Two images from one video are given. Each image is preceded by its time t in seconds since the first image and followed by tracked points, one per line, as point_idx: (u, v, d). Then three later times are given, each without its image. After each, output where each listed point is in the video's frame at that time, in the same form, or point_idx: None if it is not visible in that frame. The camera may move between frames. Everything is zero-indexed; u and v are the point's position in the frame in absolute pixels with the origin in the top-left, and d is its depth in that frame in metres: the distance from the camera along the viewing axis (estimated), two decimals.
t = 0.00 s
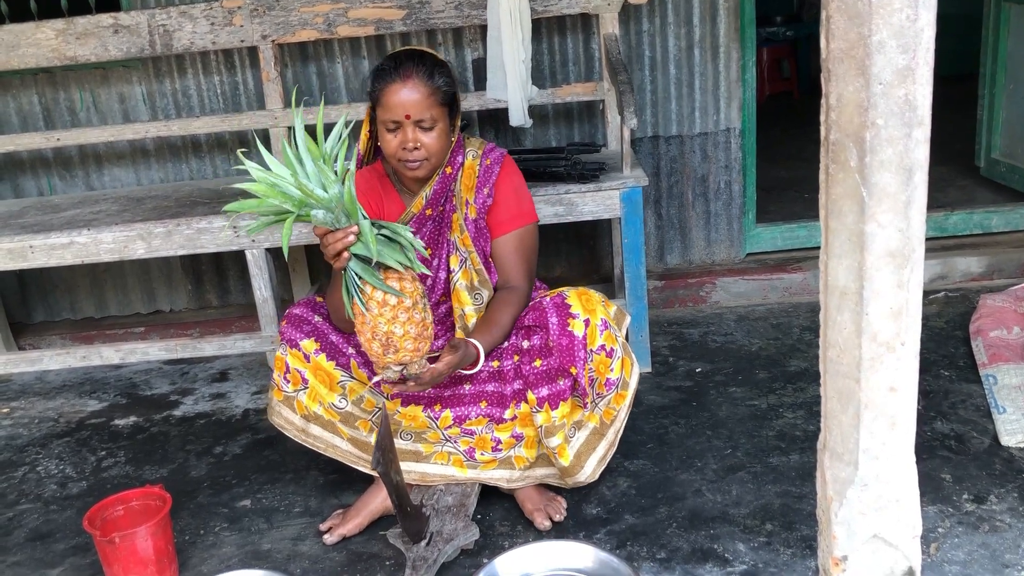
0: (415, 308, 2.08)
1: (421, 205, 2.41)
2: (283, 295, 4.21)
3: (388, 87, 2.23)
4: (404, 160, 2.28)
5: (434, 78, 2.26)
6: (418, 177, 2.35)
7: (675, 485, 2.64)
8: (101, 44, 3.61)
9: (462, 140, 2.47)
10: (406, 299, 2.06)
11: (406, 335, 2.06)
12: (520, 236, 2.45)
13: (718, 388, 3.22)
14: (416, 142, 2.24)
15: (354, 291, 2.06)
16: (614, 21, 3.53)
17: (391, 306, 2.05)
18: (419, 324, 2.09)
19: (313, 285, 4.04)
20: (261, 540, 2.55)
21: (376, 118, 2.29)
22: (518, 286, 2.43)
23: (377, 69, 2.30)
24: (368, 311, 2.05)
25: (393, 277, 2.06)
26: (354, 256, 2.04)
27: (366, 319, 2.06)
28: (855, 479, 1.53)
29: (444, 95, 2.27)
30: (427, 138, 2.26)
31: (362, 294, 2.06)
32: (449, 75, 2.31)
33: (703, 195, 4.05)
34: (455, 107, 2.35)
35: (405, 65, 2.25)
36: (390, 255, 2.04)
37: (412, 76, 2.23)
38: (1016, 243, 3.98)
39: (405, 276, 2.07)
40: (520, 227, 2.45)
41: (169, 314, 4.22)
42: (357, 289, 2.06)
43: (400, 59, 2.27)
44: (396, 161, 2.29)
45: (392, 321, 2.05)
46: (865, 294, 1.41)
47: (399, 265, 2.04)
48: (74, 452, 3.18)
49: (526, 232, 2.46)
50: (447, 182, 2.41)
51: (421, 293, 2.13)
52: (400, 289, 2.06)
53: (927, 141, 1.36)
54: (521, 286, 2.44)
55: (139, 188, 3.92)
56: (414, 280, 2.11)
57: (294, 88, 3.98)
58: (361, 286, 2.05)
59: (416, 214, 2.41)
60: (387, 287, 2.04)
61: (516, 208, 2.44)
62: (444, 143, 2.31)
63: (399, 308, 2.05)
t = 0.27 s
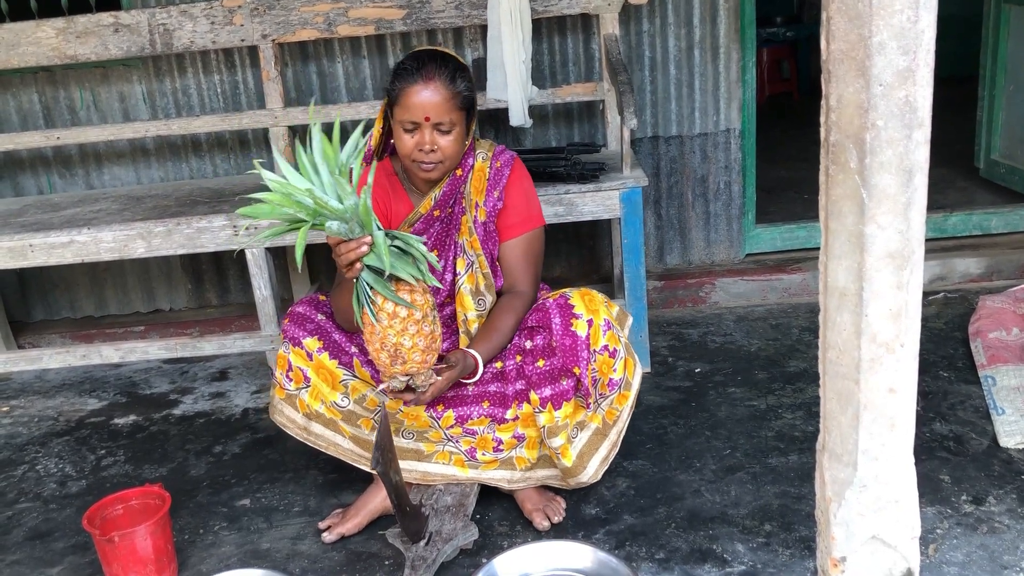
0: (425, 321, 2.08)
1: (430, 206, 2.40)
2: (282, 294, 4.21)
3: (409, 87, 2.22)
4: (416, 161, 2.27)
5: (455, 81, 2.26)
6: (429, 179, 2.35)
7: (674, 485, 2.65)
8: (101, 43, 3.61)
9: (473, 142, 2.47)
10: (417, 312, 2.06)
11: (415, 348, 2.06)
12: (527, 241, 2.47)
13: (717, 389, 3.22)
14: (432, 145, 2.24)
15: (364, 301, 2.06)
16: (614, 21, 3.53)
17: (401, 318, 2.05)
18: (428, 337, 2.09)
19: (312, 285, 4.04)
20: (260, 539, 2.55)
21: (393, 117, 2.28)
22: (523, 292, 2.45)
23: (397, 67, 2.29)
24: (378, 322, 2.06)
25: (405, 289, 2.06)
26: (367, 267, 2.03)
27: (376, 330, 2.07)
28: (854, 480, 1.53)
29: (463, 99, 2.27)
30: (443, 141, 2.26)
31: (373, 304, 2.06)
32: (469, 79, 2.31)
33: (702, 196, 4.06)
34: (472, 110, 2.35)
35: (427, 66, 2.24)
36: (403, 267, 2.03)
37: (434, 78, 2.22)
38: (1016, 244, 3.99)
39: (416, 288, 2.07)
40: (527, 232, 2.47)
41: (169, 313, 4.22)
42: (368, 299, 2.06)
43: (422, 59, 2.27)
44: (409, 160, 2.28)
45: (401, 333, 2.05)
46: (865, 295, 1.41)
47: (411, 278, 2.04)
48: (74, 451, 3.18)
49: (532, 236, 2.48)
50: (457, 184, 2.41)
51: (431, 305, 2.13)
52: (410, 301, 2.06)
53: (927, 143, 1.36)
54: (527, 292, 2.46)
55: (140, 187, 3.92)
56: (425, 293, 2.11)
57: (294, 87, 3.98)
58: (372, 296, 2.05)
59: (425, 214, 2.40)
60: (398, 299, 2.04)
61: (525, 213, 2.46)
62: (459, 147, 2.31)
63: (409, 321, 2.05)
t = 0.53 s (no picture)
0: (424, 332, 2.09)
1: (430, 209, 2.41)
2: (279, 297, 4.21)
3: (420, 91, 2.22)
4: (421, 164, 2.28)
5: (466, 88, 2.26)
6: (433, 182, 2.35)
7: (670, 489, 2.64)
8: (98, 45, 3.60)
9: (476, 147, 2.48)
10: (417, 323, 2.07)
11: (412, 358, 2.07)
12: (527, 246, 2.46)
13: (714, 392, 3.22)
14: (438, 150, 2.24)
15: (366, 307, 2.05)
16: (611, 24, 3.53)
17: (401, 328, 2.05)
18: (426, 347, 2.10)
19: (309, 288, 4.04)
20: (256, 543, 2.55)
21: (401, 118, 2.28)
22: (520, 298, 2.45)
23: (409, 69, 2.29)
24: (378, 329, 2.05)
25: (407, 299, 2.06)
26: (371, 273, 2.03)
27: (375, 336, 2.06)
28: (849, 486, 1.53)
29: (473, 106, 2.27)
30: (451, 146, 2.26)
31: (373, 310, 2.05)
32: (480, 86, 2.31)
33: (699, 199, 4.06)
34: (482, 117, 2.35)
35: (439, 71, 2.24)
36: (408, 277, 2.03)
37: (446, 83, 2.22)
38: (1012, 248, 3.99)
39: (418, 299, 2.07)
40: (528, 237, 2.45)
41: (165, 316, 4.21)
42: (369, 305, 2.06)
43: (434, 63, 2.27)
44: (413, 162, 2.28)
45: (400, 342, 2.05)
46: (860, 302, 1.41)
47: (415, 289, 2.04)
48: (69, 454, 3.18)
49: (533, 241, 2.47)
50: (458, 188, 2.42)
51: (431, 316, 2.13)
52: (412, 311, 2.06)
53: (921, 150, 1.36)
54: (524, 298, 2.45)
55: (136, 189, 3.91)
56: (427, 304, 2.11)
57: (291, 90, 3.98)
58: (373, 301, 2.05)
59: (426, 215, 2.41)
60: (400, 308, 2.04)
61: (526, 218, 2.45)
62: (465, 153, 2.31)
63: (409, 330, 2.05)
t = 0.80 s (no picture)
0: (427, 340, 2.09)
1: (431, 213, 2.44)
2: (279, 298, 4.21)
3: (425, 95, 2.22)
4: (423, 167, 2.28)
5: (471, 93, 2.26)
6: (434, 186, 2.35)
7: (670, 490, 2.65)
8: (98, 48, 3.61)
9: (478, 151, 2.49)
10: (421, 332, 2.07)
11: (414, 366, 2.07)
12: (527, 249, 2.45)
13: (714, 393, 3.22)
14: (442, 154, 2.25)
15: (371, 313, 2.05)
16: (611, 26, 3.53)
17: (405, 336, 2.04)
18: (428, 356, 2.11)
19: (309, 289, 4.04)
20: (256, 545, 2.55)
21: (405, 122, 2.28)
22: (519, 302, 2.45)
23: (414, 72, 2.30)
24: (381, 336, 2.05)
25: (411, 307, 2.06)
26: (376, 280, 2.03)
27: (378, 343, 2.06)
28: (849, 486, 1.53)
29: (477, 112, 2.28)
30: (454, 150, 2.27)
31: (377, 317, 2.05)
32: (485, 91, 2.32)
33: (699, 200, 4.06)
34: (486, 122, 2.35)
35: (444, 75, 2.25)
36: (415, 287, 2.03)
37: (450, 88, 2.23)
38: (1012, 249, 3.99)
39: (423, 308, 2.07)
40: (529, 241, 2.45)
41: (165, 318, 4.22)
42: (374, 312, 2.05)
43: (439, 68, 2.27)
44: (416, 165, 2.29)
45: (403, 350, 2.05)
46: (860, 302, 1.42)
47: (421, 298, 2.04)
48: (70, 456, 3.18)
49: (534, 244, 2.46)
50: (459, 192, 2.43)
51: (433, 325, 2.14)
52: (415, 320, 2.06)
53: (921, 151, 1.37)
54: (523, 301, 2.46)
55: (137, 191, 3.92)
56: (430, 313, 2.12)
57: (291, 92, 3.98)
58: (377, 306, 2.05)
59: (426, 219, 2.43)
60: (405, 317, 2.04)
61: (527, 221, 2.44)
62: (468, 158, 2.31)
63: (412, 339, 2.05)
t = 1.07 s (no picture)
0: (426, 347, 2.10)
1: (430, 215, 2.43)
2: (280, 299, 4.21)
3: (425, 96, 2.23)
4: (422, 166, 2.28)
5: (472, 95, 2.27)
6: (433, 186, 2.35)
7: (671, 490, 2.65)
8: (98, 49, 3.61)
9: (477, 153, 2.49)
10: (420, 338, 2.07)
11: (413, 372, 2.08)
12: (526, 252, 2.46)
13: (714, 393, 3.22)
14: (442, 153, 2.25)
15: (370, 320, 2.05)
16: (610, 26, 3.54)
17: (404, 342, 2.05)
18: (427, 362, 2.11)
19: (310, 290, 4.05)
20: (257, 546, 2.55)
21: (405, 123, 2.29)
22: (518, 304, 2.45)
23: (414, 73, 2.30)
24: (380, 342, 2.06)
25: (411, 314, 2.07)
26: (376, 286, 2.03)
27: (377, 349, 2.07)
28: (850, 485, 1.53)
29: (477, 113, 2.28)
30: (454, 151, 2.27)
31: (376, 324, 2.06)
32: (486, 93, 2.32)
33: (699, 200, 4.06)
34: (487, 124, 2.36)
35: (445, 76, 2.25)
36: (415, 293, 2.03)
37: (450, 89, 2.23)
38: (1011, 248, 4.00)
39: (423, 315, 2.07)
40: (528, 244, 2.45)
41: (166, 319, 4.22)
42: (373, 319, 2.06)
43: (440, 69, 2.27)
44: (415, 164, 2.29)
45: (402, 356, 2.06)
46: (859, 302, 1.42)
47: (420, 305, 2.05)
48: (71, 457, 3.18)
49: (533, 247, 2.47)
50: (459, 195, 2.43)
51: (433, 330, 2.14)
52: (415, 326, 2.07)
53: (920, 149, 1.37)
54: (522, 304, 2.46)
55: (137, 192, 3.92)
56: (430, 320, 2.12)
57: (291, 93, 3.99)
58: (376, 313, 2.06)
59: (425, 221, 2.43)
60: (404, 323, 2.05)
61: (526, 224, 2.44)
62: (468, 159, 2.32)
63: (411, 345, 2.06)
